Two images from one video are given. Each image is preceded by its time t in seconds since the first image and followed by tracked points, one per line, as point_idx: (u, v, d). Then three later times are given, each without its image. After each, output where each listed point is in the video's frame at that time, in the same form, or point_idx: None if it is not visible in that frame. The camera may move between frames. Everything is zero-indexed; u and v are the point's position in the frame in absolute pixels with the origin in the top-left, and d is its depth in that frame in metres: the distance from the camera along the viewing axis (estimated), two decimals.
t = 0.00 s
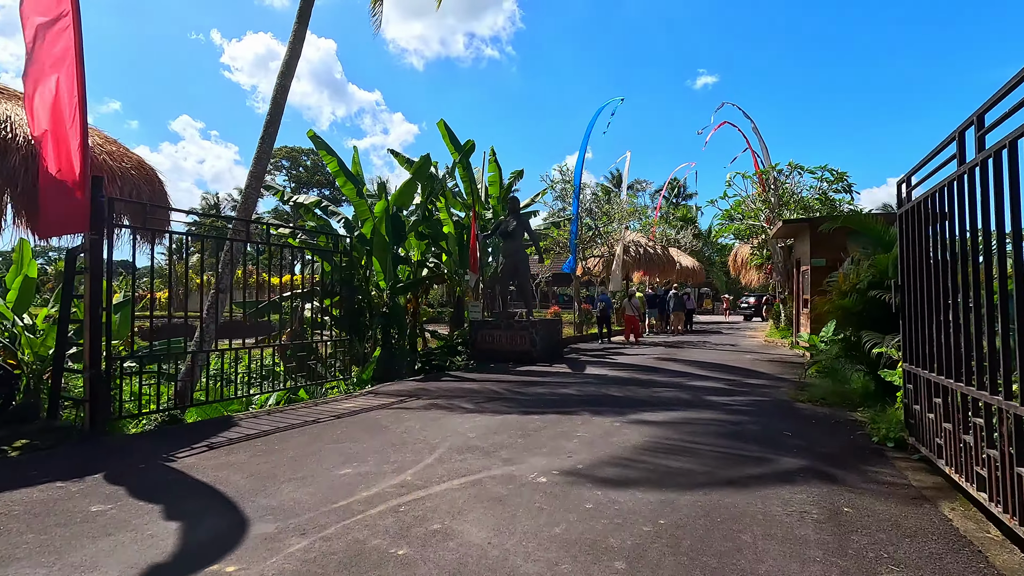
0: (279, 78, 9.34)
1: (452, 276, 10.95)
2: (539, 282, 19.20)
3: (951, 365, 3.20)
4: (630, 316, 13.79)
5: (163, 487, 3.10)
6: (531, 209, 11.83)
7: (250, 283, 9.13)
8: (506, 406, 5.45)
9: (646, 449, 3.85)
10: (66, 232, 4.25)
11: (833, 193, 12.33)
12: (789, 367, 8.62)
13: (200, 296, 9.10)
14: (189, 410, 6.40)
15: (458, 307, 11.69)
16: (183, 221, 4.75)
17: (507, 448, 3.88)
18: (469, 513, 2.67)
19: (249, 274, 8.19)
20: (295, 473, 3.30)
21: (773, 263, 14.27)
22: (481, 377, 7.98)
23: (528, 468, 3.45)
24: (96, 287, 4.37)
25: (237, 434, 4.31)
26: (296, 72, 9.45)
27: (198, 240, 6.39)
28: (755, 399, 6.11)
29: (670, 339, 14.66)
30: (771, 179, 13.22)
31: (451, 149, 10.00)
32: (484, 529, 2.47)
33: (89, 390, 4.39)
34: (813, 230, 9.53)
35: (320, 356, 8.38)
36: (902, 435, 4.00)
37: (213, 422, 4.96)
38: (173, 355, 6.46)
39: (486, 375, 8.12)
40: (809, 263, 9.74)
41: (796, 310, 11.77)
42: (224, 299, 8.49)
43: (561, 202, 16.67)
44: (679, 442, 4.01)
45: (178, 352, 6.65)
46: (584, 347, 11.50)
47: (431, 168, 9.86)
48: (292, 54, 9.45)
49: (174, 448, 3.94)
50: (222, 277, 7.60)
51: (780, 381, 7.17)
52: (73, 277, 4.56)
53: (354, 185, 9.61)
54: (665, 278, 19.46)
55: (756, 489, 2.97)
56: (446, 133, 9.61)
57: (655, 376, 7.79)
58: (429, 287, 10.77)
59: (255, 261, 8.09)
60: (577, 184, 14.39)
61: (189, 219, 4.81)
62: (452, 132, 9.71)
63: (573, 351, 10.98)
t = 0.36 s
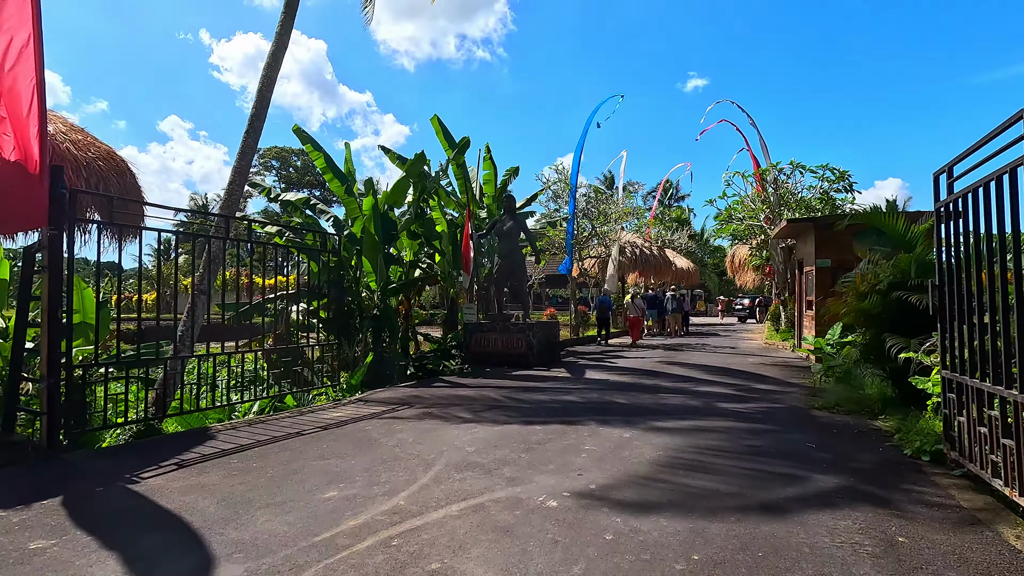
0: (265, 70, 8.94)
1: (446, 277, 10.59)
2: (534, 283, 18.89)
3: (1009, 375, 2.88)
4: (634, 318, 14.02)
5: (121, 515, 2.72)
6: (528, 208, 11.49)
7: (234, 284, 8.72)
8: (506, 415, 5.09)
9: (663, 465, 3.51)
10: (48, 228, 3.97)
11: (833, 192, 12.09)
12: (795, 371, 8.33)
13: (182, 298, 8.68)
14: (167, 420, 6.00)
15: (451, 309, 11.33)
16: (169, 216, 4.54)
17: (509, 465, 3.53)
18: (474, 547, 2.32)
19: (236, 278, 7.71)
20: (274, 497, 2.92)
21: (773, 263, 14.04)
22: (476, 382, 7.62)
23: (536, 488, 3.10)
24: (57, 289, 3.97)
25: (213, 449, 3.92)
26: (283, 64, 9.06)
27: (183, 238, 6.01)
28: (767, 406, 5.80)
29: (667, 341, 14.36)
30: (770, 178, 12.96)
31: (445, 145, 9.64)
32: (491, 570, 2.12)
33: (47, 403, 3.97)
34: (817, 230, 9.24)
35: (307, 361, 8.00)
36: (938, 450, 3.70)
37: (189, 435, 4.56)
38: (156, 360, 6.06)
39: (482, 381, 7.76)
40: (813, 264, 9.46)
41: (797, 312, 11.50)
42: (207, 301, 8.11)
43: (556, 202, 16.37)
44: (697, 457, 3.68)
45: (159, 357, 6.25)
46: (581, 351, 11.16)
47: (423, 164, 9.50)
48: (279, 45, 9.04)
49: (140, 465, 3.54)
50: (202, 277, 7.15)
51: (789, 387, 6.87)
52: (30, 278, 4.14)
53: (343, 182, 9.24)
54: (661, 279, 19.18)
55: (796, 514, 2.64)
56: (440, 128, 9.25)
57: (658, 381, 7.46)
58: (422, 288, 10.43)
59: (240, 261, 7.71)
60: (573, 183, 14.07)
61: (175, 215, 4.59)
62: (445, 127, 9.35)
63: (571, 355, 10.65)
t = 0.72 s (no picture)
0: (251, 57, 8.51)
1: (440, 276, 10.22)
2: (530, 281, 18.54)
3: None
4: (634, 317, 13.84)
5: (71, 551, 2.34)
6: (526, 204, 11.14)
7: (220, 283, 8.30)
8: (508, 425, 4.73)
9: (688, 485, 3.16)
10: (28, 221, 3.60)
11: (837, 188, 11.82)
12: (805, 374, 8.02)
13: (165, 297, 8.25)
14: (146, 429, 5.60)
15: (446, 309, 10.94)
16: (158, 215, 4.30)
17: (517, 486, 3.17)
18: None
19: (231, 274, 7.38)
20: (249, 528, 2.54)
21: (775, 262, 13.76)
22: (474, 387, 7.25)
23: (549, 515, 2.73)
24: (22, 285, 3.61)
25: (189, 465, 3.54)
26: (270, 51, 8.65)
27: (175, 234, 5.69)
28: (783, 414, 5.46)
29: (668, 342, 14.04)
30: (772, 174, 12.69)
31: (440, 137, 9.26)
32: None
33: None
34: (826, 226, 8.95)
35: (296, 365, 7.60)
36: (986, 467, 3.38)
37: (162, 448, 4.16)
38: (137, 364, 5.66)
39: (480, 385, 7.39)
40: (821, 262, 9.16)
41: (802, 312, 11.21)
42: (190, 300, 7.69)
43: (553, 199, 16.03)
44: (723, 475, 3.33)
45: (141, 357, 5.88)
46: (581, 352, 10.81)
47: (417, 156, 9.10)
48: (267, 31, 8.61)
49: (101, 487, 3.14)
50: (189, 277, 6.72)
51: (803, 392, 6.56)
52: None
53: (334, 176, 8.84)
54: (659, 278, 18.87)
55: (852, 549, 2.29)
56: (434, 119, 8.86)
57: (665, 385, 7.12)
58: (416, 287, 10.06)
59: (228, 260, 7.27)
60: (572, 179, 13.72)
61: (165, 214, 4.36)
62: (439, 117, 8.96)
63: (571, 356, 10.30)
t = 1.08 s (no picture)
0: (236, 42, 8.10)
1: (434, 273, 9.86)
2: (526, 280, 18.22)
3: None
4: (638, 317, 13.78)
5: None
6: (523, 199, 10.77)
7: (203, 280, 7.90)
8: (510, 433, 4.37)
9: (716, 502, 2.83)
10: None
11: (842, 183, 11.53)
12: (815, 375, 7.71)
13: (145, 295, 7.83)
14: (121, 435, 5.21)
15: (441, 307, 10.57)
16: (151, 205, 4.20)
17: (524, 504, 2.82)
18: None
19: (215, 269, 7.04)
20: (215, 560, 2.17)
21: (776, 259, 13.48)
22: (471, 389, 6.89)
23: (564, 541, 2.38)
24: None
25: (156, 479, 3.17)
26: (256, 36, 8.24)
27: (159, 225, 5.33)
28: (801, 418, 5.14)
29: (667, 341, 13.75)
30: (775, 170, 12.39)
31: (435, 128, 8.87)
32: None
33: None
34: (835, 221, 8.64)
35: (283, 365, 7.20)
36: None
37: (131, 457, 3.79)
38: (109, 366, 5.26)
39: (477, 386, 7.03)
40: (829, 259, 8.86)
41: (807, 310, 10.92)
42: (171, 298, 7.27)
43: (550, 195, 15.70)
44: (752, 490, 2.99)
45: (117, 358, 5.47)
46: (581, 352, 10.48)
47: (410, 148, 8.71)
48: (252, 16, 8.19)
49: (53, 506, 2.77)
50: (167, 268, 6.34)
51: (817, 394, 6.24)
52: None
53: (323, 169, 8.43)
54: (657, 276, 18.57)
55: None
56: (428, 108, 8.47)
57: (672, 388, 6.79)
58: (410, 284, 9.68)
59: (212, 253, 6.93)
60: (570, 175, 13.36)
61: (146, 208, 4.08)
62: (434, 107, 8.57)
63: (570, 356, 9.96)
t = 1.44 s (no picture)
0: (215, 27, 7.66)
1: (425, 271, 9.48)
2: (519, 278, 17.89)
3: None
4: (637, 316, 13.57)
5: None
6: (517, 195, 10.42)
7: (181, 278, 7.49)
8: (510, 448, 4.02)
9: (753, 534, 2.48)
10: None
11: (842, 180, 11.32)
12: (821, 377, 7.44)
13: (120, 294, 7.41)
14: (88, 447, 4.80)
15: (432, 307, 10.19)
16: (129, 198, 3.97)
17: (533, 534, 2.47)
18: None
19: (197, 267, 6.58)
20: None
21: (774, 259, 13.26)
22: (466, 394, 6.54)
23: None
24: None
25: (110, 505, 2.77)
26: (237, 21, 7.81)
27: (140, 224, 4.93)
28: (817, 426, 4.85)
29: (663, 341, 13.48)
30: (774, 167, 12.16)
31: (426, 120, 8.49)
32: None
33: None
34: (840, 219, 8.38)
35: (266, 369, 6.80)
36: None
37: (90, 476, 3.38)
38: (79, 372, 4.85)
39: (471, 391, 6.67)
40: (834, 257, 8.59)
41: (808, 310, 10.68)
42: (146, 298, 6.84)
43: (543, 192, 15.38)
44: (789, 517, 2.67)
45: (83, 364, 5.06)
46: (577, 353, 10.16)
47: (400, 141, 8.32)
48: None
49: None
50: (148, 270, 5.88)
51: (829, 399, 5.96)
52: None
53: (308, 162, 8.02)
54: (651, 276, 18.31)
55: None
56: (420, 100, 8.08)
57: (675, 393, 6.48)
58: (400, 283, 9.32)
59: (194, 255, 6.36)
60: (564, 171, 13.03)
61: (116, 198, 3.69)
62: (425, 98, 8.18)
63: (566, 358, 9.63)
